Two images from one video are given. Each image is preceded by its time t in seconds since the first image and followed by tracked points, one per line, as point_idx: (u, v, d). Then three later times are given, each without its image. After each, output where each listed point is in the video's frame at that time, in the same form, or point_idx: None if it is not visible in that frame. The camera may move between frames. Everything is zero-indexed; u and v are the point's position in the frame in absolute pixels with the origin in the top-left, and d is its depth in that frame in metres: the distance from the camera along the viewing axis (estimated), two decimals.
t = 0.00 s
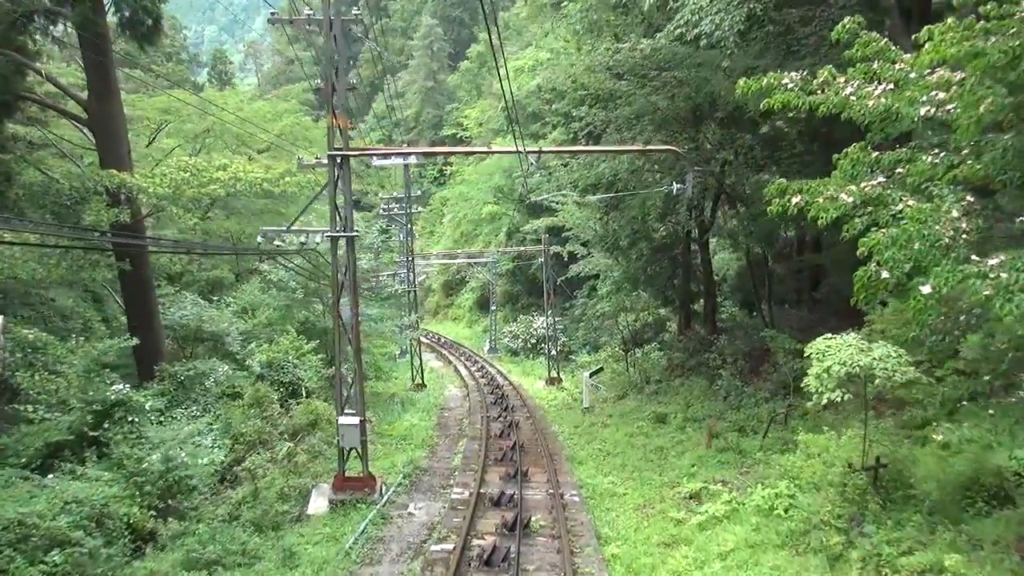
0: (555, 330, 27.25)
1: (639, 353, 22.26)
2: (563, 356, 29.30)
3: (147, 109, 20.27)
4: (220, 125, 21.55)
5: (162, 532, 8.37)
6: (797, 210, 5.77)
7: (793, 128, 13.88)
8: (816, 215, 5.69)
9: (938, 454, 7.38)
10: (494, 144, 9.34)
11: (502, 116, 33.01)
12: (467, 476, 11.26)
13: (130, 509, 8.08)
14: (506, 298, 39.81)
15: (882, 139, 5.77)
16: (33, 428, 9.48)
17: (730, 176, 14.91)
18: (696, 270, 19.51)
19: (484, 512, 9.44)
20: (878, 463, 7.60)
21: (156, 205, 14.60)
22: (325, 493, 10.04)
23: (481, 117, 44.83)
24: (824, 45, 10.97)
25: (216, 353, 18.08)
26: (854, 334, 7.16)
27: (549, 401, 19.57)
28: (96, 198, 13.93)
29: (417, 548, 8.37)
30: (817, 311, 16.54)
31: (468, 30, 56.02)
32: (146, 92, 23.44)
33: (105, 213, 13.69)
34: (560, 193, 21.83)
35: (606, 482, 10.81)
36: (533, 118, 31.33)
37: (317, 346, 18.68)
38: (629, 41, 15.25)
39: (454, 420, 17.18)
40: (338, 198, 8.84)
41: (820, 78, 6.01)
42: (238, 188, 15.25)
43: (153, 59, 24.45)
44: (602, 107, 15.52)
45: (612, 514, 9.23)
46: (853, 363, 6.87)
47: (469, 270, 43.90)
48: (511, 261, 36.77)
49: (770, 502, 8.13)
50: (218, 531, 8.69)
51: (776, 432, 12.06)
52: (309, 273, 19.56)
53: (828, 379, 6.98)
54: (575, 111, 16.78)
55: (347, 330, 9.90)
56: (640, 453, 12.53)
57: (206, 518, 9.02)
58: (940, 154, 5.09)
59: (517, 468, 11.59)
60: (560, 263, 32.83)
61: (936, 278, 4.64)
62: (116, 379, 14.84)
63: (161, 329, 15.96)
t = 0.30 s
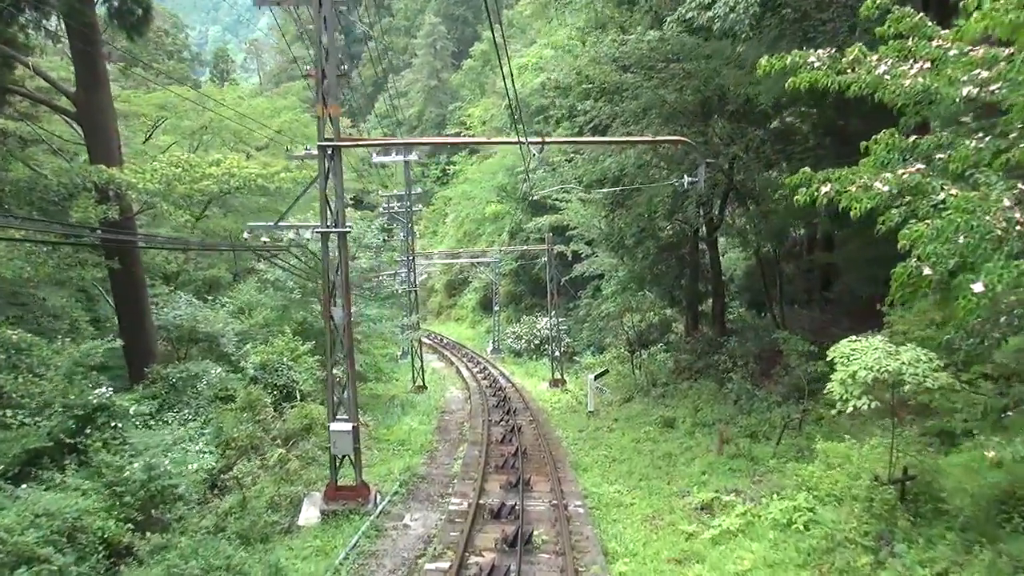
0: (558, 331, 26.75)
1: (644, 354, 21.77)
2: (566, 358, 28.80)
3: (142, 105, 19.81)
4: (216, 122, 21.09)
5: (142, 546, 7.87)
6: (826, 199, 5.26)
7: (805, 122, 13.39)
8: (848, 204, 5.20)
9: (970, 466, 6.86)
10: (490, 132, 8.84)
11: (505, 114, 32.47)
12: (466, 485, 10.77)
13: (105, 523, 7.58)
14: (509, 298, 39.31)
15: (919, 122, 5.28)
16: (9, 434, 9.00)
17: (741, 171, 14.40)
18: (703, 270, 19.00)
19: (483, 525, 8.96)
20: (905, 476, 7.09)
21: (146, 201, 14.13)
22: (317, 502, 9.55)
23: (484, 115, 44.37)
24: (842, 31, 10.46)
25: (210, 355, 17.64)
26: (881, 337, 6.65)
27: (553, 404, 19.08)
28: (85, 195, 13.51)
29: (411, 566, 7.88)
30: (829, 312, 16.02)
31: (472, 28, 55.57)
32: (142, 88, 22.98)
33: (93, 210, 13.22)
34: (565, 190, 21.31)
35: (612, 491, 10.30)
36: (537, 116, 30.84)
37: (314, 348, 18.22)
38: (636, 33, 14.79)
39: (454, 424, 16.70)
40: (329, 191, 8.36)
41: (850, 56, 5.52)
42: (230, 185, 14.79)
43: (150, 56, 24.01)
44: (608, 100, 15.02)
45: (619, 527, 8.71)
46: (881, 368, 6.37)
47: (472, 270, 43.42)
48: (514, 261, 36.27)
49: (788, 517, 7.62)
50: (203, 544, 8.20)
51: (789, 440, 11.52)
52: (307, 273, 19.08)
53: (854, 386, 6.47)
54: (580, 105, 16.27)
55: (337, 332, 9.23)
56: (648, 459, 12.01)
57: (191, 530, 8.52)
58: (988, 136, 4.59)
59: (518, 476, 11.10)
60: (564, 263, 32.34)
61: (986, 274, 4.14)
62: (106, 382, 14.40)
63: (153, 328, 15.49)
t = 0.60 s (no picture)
0: (563, 332, 26.21)
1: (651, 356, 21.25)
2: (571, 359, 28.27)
3: (138, 100, 19.36)
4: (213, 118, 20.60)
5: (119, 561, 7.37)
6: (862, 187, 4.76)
7: (820, 115, 12.87)
8: (888, 195, 4.66)
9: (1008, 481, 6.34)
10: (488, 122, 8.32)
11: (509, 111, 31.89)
12: (465, 495, 10.25)
13: (77, 536, 7.05)
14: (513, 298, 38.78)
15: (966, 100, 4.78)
16: None
17: (753, 167, 13.87)
18: (712, 269, 18.47)
19: (483, 539, 8.48)
20: (938, 491, 6.56)
21: (136, 197, 13.62)
22: (308, 512, 9.05)
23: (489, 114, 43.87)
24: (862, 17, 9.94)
25: (205, 356, 17.18)
26: (913, 339, 6.13)
27: (557, 407, 18.57)
28: (73, 191, 13.05)
29: None
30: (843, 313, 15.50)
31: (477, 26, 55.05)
32: (139, 84, 22.51)
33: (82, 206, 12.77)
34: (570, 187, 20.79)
35: (619, 502, 9.78)
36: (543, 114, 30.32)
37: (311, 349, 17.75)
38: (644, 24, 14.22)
39: (455, 428, 16.21)
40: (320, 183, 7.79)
41: (889, 29, 5.01)
42: (224, 180, 14.32)
43: (148, 51, 23.57)
44: (615, 93, 14.51)
45: (628, 541, 8.20)
46: (914, 374, 5.84)
47: (476, 270, 42.86)
48: (518, 261, 35.73)
49: (809, 533, 7.11)
50: (185, 559, 7.71)
51: (805, 448, 10.98)
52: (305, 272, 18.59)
53: (885, 393, 5.95)
54: (586, 99, 15.76)
55: (328, 334, 8.49)
56: (656, 467, 11.48)
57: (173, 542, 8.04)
58: None
59: (521, 485, 10.60)
60: (569, 262, 31.81)
61: None
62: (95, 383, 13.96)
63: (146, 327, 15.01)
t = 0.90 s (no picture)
0: (568, 333, 25.72)
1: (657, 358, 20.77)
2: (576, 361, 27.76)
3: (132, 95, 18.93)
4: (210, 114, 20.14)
5: None
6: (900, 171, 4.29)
7: (835, 109, 12.33)
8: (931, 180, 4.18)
9: None
10: (487, 110, 7.84)
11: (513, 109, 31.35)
12: (462, 506, 9.74)
13: (43, 553, 6.60)
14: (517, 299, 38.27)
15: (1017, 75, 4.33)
16: None
17: (765, 164, 13.35)
18: (721, 269, 17.96)
19: (481, 556, 7.98)
20: (976, 509, 6.03)
21: (126, 192, 13.16)
22: (297, 524, 8.55)
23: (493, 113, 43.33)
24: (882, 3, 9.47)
25: (199, 357, 16.71)
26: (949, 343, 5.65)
27: (561, 410, 18.08)
28: (60, 186, 12.62)
29: None
30: (855, 313, 15.03)
31: (481, 26, 54.60)
32: (136, 80, 22.07)
33: (70, 201, 12.32)
34: (574, 184, 20.30)
35: (626, 513, 9.27)
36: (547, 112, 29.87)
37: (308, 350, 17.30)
38: (651, 15, 13.85)
39: (455, 432, 15.74)
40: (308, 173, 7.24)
41: None
42: (217, 174, 13.85)
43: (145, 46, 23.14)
44: (621, 86, 14.03)
45: (636, 557, 7.69)
46: (953, 382, 5.31)
47: (479, 270, 42.34)
48: (522, 261, 35.25)
49: (835, 551, 6.62)
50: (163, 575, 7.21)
51: (821, 458, 10.44)
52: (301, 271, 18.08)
53: (919, 403, 5.44)
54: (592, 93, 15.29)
55: (317, 334, 7.93)
56: (665, 476, 10.97)
57: (152, 558, 7.56)
58: None
59: (522, 494, 10.11)
60: (573, 262, 31.32)
61: None
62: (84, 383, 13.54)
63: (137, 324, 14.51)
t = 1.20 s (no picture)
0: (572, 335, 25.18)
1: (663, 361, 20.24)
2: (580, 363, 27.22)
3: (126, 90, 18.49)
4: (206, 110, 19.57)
5: None
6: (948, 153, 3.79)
7: (851, 104, 11.82)
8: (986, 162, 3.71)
9: None
10: (479, 98, 7.19)
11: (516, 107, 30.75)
12: (459, 520, 9.22)
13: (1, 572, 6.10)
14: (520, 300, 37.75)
15: None
16: None
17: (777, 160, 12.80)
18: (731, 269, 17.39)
19: None
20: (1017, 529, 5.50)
21: (113, 187, 12.59)
22: (283, 537, 8.02)
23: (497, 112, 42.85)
24: None
25: (192, 359, 16.23)
26: (990, 349, 5.14)
27: (564, 414, 17.56)
28: (44, 180, 12.15)
29: None
30: (869, 315, 14.55)
31: (486, 25, 54.13)
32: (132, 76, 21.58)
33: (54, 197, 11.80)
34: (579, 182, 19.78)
35: (633, 527, 8.75)
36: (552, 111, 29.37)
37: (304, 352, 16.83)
38: (660, 5, 13.34)
39: (455, 437, 15.25)
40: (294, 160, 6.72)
41: None
42: (209, 170, 13.45)
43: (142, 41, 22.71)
44: (629, 79, 13.51)
45: None
46: (998, 392, 4.79)
47: (483, 271, 41.79)
48: (526, 261, 34.73)
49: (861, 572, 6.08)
50: None
51: (838, 469, 9.87)
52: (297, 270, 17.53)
53: (959, 415, 4.91)
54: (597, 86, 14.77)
55: (305, 335, 7.28)
56: (673, 485, 10.41)
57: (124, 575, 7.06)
58: None
59: (524, 506, 9.57)
60: (578, 263, 30.79)
61: None
62: (70, 386, 13.07)
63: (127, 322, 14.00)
